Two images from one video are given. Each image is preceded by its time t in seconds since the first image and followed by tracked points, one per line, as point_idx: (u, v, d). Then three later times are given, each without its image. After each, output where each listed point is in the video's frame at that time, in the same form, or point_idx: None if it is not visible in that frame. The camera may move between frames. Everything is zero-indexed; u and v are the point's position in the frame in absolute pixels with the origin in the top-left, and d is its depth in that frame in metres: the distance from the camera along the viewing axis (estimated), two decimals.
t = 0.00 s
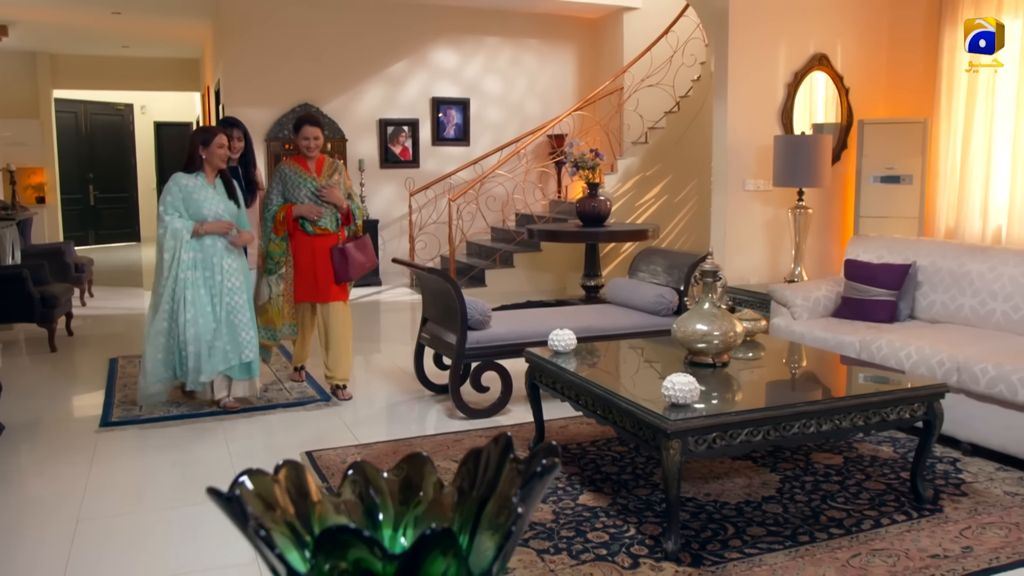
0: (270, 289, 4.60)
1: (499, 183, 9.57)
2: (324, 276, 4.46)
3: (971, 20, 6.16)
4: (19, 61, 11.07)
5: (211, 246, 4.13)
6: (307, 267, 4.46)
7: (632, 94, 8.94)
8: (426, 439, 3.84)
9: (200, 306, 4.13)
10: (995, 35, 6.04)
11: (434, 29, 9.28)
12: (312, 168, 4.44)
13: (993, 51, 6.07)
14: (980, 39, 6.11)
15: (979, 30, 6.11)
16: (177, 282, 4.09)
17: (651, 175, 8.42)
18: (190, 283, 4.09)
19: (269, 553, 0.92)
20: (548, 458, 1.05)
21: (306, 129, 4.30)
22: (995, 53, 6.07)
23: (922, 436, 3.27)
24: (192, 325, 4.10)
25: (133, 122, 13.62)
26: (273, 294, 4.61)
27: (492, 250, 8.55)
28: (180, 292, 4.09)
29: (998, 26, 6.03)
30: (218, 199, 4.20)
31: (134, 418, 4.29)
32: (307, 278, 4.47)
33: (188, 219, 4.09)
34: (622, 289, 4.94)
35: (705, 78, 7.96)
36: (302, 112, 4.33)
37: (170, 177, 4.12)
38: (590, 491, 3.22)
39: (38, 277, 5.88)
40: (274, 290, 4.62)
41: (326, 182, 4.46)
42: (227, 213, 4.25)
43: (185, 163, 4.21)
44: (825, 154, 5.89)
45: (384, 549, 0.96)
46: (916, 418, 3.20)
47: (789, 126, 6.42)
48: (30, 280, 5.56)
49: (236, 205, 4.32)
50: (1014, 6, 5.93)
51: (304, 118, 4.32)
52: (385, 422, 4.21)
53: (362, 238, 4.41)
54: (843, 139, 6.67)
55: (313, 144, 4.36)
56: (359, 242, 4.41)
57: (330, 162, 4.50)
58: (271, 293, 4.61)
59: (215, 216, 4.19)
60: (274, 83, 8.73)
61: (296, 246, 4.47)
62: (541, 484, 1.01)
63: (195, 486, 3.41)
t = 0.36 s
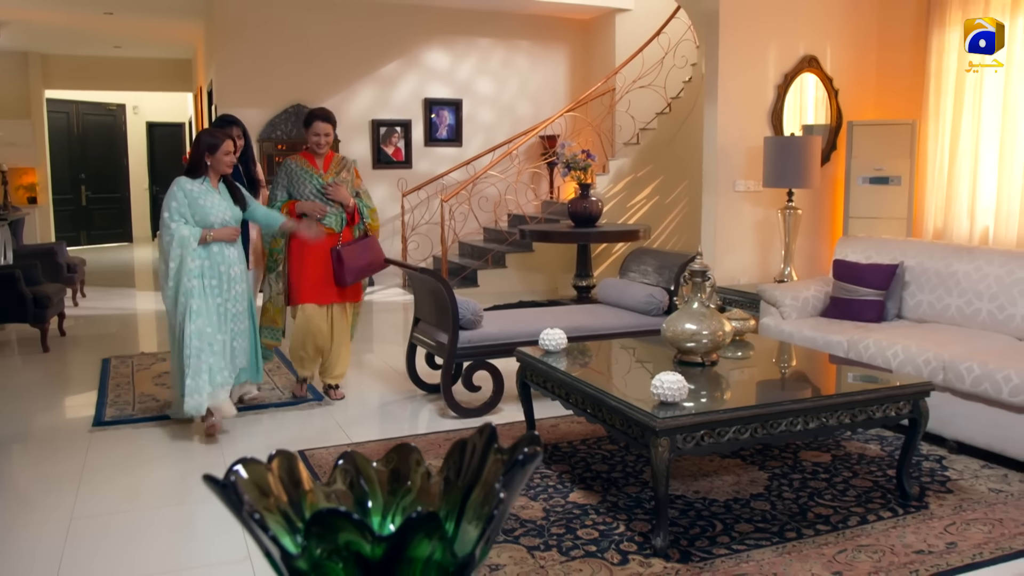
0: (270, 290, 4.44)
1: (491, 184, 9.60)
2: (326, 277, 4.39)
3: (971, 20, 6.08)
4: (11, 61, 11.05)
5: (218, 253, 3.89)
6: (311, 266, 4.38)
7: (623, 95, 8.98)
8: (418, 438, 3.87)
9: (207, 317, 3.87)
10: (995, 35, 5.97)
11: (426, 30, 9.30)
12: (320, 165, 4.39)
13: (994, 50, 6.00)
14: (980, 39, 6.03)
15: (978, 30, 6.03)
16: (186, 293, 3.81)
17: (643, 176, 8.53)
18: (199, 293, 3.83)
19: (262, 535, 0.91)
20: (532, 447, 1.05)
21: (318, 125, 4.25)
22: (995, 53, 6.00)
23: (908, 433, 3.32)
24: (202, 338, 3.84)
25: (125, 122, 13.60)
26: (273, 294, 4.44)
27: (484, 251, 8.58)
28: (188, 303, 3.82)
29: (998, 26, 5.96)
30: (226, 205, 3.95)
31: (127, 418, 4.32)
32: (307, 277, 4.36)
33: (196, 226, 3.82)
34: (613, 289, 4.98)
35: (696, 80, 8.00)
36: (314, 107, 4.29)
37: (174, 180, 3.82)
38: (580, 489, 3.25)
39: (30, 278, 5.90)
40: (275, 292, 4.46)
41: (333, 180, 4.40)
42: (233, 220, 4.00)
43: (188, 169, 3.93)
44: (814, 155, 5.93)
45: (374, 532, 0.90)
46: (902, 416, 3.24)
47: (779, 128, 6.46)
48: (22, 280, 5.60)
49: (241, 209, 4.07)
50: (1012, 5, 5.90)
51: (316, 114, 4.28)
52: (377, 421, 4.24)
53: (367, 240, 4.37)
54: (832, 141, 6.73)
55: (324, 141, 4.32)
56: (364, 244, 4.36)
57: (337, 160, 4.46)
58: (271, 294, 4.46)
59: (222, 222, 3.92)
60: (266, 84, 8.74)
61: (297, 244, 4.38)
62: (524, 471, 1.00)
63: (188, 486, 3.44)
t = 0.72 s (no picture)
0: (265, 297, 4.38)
1: (485, 184, 9.63)
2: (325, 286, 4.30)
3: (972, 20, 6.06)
4: (3, 62, 11.02)
5: (215, 256, 3.86)
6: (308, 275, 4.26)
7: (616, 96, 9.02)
8: (411, 437, 3.90)
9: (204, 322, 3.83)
10: (996, 35, 5.94)
11: (420, 31, 9.32)
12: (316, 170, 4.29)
13: (994, 51, 5.99)
14: (980, 39, 6.01)
15: (979, 30, 6.01)
16: (183, 295, 3.78)
17: (635, 176, 8.49)
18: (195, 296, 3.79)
19: (256, 521, 0.93)
20: (514, 435, 1.07)
21: (317, 129, 4.14)
22: (995, 53, 5.99)
23: (895, 431, 3.36)
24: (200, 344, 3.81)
25: (118, 122, 13.58)
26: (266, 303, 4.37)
27: (477, 251, 8.60)
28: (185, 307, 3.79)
29: (998, 26, 5.94)
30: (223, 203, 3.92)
31: (120, 417, 4.35)
32: (306, 287, 4.23)
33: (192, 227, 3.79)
34: (605, 289, 5.01)
35: (688, 81, 8.05)
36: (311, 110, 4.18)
37: (169, 178, 3.80)
38: (572, 487, 3.28)
39: (23, 278, 5.90)
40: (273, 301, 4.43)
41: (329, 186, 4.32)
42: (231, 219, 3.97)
43: (182, 166, 3.89)
44: (804, 156, 5.98)
45: (362, 518, 0.92)
46: (889, 414, 3.28)
47: (770, 129, 6.50)
48: (15, 281, 5.61)
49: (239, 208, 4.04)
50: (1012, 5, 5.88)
51: (314, 116, 4.16)
52: (370, 420, 4.27)
53: (366, 246, 4.36)
54: (823, 142, 6.78)
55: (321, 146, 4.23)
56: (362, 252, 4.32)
57: (332, 165, 4.37)
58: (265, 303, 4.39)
59: (220, 222, 3.90)
60: (260, 85, 8.75)
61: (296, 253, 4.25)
62: (507, 461, 1.03)
63: (180, 486, 3.45)
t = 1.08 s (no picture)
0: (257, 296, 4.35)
1: (478, 185, 9.65)
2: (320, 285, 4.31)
3: (971, 20, 6.11)
4: None
5: (230, 270, 3.73)
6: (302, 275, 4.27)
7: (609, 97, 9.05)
8: (404, 437, 3.93)
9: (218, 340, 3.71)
10: (995, 35, 5.98)
11: (413, 32, 9.34)
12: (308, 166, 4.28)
13: (994, 51, 6.01)
14: (980, 39, 6.06)
15: (979, 30, 6.06)
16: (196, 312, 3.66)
17: (628, 177, 8.53)
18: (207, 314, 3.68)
19: (249, 509, 0.97)
20: (499, 429, 1.10)
21: (312, 124, 4.14)
22: (996, 53, 6.01)
23: (882, 429, 3.39)
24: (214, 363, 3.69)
25: (111, 123, 13.57)
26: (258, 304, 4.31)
27: (471, 252, 8.62)
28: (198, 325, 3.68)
29: (998, 26, 5.96)
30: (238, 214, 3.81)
31: (114, 417, 4.37)
32: (301, 287, 4.26)
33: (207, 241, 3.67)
34: (597, 289, 5.04)
35: (680, 82, 8.08)
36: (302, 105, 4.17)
37: (183, 188, 3.69)
38: (563, 485, 3.31)
39: (16, 278, 5.91)
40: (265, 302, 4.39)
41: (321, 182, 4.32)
42: (247, 229, 3.86)
43: (192, 175, 3.79)
44: (795, 157, 6.02)
45: (351, 506, 0.94)
46: (877, 412, 3.31)
47: (761, 130, 6.54)
48: (8, 281, 5.61)
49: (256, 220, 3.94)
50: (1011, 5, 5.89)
51: (308, 112, 4.16)
52: (363, 420, 4.30)
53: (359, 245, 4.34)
54: (814, 143, 6.83)
55: (314, 141, 4.23)
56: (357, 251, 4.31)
57: (321, 161, 4.37)
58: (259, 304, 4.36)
59: (236, 234, 3.79)
60: (253, 85, 8.76)
61: (290, 252, 4.27)
62: (491, 455, 1.06)
63: (174, 486, 3.47)
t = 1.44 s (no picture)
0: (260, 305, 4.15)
1: (471, 186, 9.68)
2: (320, 292, 4.01)
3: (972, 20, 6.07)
4: None
5: (252, 271, 3.45)
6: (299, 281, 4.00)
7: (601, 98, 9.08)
8: (397, 436, 3.95)
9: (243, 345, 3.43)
10: (995, 35, 5.96)
11: (407, 33, 9.36)
12: (313, 169, 4.08)
13: (994, 51, 5.99)
14: (981, 39, 6.03)
15: (979, 30, 6.03)
16: (218, 317, 3.37)
17: (620, 178, 8.61)
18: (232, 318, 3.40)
19: (241, 498, 0.99)
20: (484, 422, 1.13)
21: (321, 127, 3.92)
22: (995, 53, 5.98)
23: (871, 428, 3.43)
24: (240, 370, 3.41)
25: (104, 123, 13.56)
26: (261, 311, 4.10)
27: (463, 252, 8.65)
28: (219, 330, 3.38)
29: (998, 26, 5.94)
30: (259, 212, 3.49)
31: (108, 417, 4.38)
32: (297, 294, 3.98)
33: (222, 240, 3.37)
34: (589, 290, 5.07)
35: (672, 84, 8.12)
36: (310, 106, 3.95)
37: (200, 183, 3.38)
38: (555, 484, 3.34)
39: (9, 279, 5.92)
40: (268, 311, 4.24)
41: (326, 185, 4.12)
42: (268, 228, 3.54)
43: (211, 166, 3.47)
44: (786, 159, 6.05)
45: (340, 496, 0.97)
46: (865, 411, 3.35)
47: (753, 131, 6.59)
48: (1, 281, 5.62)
49: (278, 216, 3.59)
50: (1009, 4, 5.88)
51: (316, 115, 3.94)
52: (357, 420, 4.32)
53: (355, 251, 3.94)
54: (804, 144, 6.87)
55: (320, 144, 4.01)
56: (348, 256, 3.90)
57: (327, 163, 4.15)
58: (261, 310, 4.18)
59: (257, 233, 3.47)
60: (247, 86, 8.77)
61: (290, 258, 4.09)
62: (476, 448, 1.08)
63: (168, 486, 3.49)
